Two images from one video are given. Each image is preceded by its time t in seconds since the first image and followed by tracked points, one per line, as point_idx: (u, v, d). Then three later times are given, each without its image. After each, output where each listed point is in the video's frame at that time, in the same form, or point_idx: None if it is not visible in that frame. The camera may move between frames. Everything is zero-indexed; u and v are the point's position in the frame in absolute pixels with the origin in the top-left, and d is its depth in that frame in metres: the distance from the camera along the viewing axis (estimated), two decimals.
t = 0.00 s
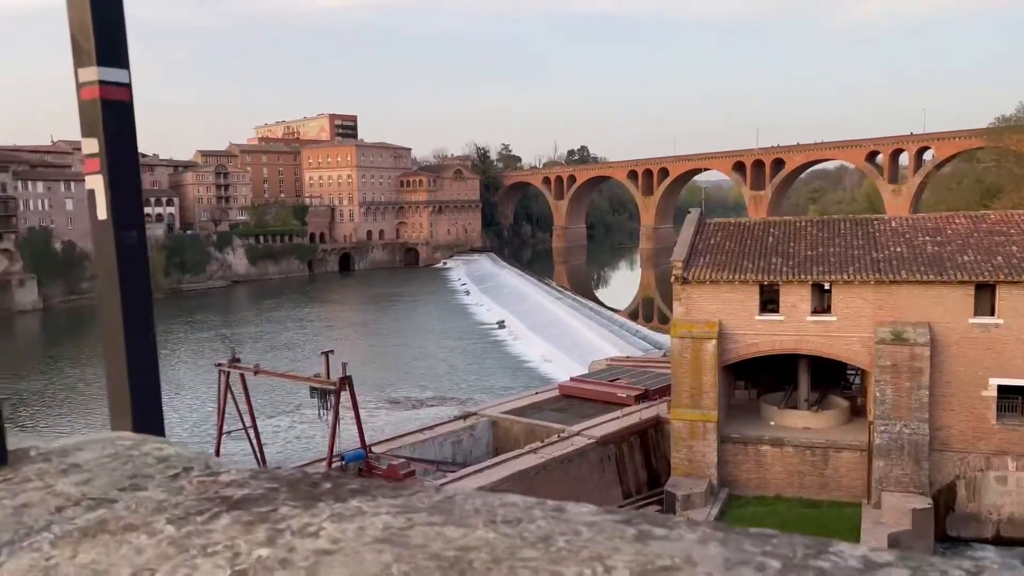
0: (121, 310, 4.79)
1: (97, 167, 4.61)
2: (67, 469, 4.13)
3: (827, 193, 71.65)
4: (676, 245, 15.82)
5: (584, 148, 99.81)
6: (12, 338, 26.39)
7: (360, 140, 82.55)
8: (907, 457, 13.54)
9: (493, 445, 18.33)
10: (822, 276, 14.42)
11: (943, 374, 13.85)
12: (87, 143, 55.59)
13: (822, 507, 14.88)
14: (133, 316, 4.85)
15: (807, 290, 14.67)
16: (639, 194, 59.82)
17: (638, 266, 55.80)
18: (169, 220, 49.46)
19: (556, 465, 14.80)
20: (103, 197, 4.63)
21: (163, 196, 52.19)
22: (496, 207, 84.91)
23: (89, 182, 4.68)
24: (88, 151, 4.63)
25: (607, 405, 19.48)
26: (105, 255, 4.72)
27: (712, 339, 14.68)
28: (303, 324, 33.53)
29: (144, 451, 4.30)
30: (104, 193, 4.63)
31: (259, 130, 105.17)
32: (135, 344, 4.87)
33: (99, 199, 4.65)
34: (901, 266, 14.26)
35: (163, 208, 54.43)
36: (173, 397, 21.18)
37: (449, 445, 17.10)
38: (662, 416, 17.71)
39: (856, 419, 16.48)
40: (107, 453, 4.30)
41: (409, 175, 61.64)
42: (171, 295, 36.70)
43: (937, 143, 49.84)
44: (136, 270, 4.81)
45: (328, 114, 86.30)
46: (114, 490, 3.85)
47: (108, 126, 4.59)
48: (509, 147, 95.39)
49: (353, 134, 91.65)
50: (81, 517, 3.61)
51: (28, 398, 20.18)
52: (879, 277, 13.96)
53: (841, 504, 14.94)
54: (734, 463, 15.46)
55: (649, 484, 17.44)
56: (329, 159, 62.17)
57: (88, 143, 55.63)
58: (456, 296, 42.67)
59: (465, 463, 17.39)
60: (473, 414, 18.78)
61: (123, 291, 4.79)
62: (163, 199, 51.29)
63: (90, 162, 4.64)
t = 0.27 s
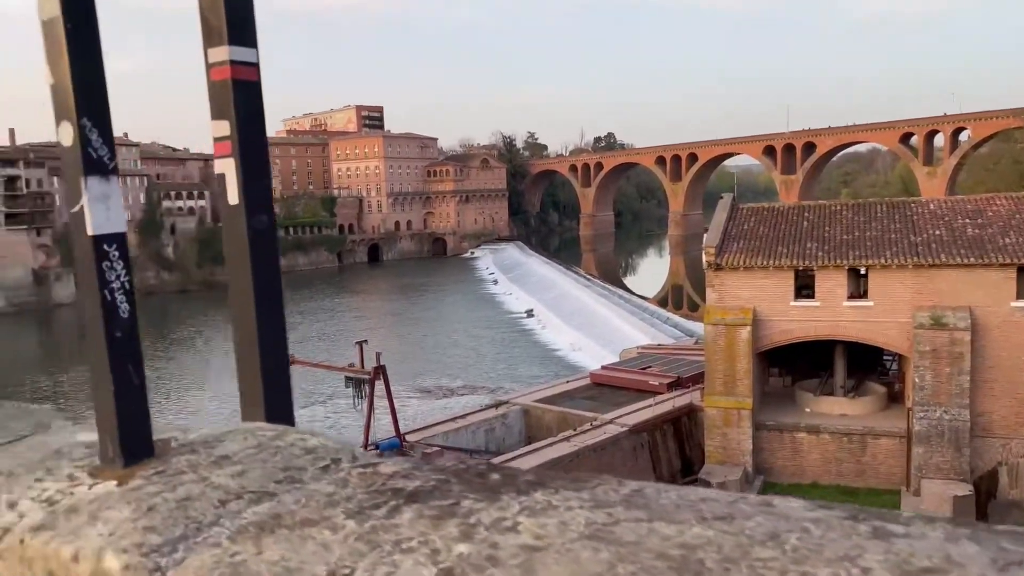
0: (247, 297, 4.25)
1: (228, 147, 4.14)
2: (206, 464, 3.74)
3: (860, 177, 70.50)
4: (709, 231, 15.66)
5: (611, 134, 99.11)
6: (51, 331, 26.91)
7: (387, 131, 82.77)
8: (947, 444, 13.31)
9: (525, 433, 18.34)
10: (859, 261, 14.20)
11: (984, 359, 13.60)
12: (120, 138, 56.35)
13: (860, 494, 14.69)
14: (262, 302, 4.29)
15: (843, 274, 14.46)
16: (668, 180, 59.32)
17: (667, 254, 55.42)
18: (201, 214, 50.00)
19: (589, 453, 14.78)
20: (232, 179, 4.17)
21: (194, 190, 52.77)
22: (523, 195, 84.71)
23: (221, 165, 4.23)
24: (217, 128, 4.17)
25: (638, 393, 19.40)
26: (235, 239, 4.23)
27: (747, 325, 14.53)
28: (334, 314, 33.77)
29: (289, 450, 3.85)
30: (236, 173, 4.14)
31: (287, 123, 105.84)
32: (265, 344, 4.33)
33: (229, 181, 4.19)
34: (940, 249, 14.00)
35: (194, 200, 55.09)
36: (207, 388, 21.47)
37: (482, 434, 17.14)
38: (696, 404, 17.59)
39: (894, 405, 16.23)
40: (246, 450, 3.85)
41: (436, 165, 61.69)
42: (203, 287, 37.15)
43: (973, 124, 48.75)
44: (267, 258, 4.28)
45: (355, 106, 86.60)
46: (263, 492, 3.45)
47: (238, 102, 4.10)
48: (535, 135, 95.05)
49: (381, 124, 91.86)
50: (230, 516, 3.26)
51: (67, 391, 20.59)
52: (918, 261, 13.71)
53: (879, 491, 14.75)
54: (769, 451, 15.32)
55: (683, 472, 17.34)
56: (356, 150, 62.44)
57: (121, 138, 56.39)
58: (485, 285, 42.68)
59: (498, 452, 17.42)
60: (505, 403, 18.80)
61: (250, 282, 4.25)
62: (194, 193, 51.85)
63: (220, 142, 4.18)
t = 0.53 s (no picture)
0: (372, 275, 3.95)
1: (349, 113, 3.80)
2: (345, 439, 2.65)
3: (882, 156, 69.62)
4: (733, 211, 15.49)
5: (630, 116, 98.58)
6: (76, 314, 27.28)
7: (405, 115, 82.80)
8: (975, 425, 13.13)
9: (547, 415, 18.35)
10: (885, 241, 14.00)
11: (1013, 341, 13.42)
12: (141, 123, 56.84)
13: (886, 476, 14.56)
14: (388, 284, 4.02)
15: (869, 255, 14.29)
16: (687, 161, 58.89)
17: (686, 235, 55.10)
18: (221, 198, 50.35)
19: (613, 434, 14.77)
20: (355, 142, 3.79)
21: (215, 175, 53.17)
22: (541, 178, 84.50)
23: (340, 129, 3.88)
24: (337, 90, 3.82)
25: (660, 374, 19.34)
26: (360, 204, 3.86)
27: (772, 306, 14.41)
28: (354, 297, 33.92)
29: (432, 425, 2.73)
30: (357, 139, 3.77)
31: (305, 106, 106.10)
32: (387, 323, 4.00)
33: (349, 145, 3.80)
34: (968, 228, 13.79)
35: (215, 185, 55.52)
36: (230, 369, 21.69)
37: (504, 416, 17.17)
38: (718, 385, 17.51)
39: (921, 385, 16.05)
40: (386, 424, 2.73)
41: (454, 148, 61.65)
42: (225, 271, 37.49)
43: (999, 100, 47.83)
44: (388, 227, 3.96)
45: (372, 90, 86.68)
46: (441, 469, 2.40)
47: (359, 66, 3.74)
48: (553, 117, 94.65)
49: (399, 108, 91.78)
50: (411, 502, 2.21)
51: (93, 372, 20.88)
52: (946, 240, 13.51)
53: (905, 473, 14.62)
54: (793, 432, 15.24)
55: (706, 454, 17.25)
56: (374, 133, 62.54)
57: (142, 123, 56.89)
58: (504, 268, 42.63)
59: (520, 433, 17.45)
60: (527, 385, 18.80)
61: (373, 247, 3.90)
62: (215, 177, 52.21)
63: (338, 106, 3.85)
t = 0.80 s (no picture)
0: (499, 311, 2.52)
1: (461, 70, 2.36)
2: (470, 438, 1.97)
3: (890, 148, 69.23)
4: (744, 203, 15.38)
5: (637, 107, 98.32)
6: (84, 305, 27.37)
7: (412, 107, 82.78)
8: (989, 417, 13.04)
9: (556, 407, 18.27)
10: (899, 233, 13.88)
11: None
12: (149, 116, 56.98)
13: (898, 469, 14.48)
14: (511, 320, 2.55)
15: (881, 247, 14.18)
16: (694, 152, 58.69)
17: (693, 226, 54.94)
18: (228, 190, 50.44)
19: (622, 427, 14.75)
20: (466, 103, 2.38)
21: (223, 167, 53.28)
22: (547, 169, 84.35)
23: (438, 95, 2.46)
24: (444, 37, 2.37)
25: (669, 367, 19.24)
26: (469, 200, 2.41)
27: (783, 299, 14.33)
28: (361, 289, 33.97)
29: (568, 425, 2.03)
30: (470, 107, 2.37)
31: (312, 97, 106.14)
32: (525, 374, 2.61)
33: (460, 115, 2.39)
34: (983, 220, 13.65)
35: (223, 177, 55.64)
36: (237, 362, 21.72)
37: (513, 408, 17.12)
38: (729, 378, 17.42)
39: (933, 378, 15.95)
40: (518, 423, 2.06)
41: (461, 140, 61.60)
42: (232, 263, 37.65)
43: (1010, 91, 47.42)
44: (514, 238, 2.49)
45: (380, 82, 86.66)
46: (603, 481, 1.74)
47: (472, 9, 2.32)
48: (560, 108, 94.43)
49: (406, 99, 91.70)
50: (575, 520, 1.58)
51: (100, 365, 20.94)
52: (961, 232, 13.39)
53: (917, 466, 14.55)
54: (804, 426, 15.14)
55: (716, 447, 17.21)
56: (381, 125, 62.57)
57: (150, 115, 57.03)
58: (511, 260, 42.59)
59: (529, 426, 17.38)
60: (536, 377, 18.76)
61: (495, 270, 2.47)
62: (222, 169, 52.29)
63: (449, 63, 2.38)
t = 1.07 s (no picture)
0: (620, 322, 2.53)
1: (602, 74, 2.45)
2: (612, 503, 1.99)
3: (892, 147, 69.04)
4: (748, 203, 15.32)
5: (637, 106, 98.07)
6: (84, 306, 27.31)
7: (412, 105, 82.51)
8: (994, 419, 12.99)
9: (560, 408, 18.21)
10: (904, 234, 13.80)
11: None
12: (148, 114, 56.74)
13: (903, 471, 14.43)
14: (639, 338, 2.59)
15: (886, 247, 14.11)
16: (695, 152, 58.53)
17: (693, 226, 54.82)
18: (229, 190, 50.30)
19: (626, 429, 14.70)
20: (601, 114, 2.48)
21: (222, 166, 53.08)
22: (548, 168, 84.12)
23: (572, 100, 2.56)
24: (577, 40, 2.47)
25: (673, 368, 19.17)
26: (609, 220, 2.49)
27: (787, 300, 14.26)
28: (361, 289, 33.85)
29: (736, 486, 2.06)
30: (608, 120, 2.46)
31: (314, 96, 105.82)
32: (638, 397, 2.60)
33: (594, 126, 2.50)
34: (988, 221, 13.57)
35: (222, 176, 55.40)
36: (237, 363, 21.65)
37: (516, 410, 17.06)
38: (733, 379, 17.36)
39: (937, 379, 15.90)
40: (656, 470, 2.16)
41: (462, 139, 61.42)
42: (232, 263, 37.54)
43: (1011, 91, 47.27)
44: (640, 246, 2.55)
45: (380, 80, 86.36)
46: (808, 558, 1.75)
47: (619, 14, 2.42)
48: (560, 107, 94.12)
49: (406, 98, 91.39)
50: None
51: (101, 367, 20.89)
52: (965, 233, 13.31)
53: (922, 468, 14.49)
54: (809, 427, 15.10)
55: (719, 448, 17.14)
56: (381, 124, 62.38)
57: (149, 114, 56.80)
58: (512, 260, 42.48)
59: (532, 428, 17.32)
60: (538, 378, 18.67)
61: (622, 275, 2.52)
62: (222, 168, 52.13)
63: (582, 71, 2.49)
